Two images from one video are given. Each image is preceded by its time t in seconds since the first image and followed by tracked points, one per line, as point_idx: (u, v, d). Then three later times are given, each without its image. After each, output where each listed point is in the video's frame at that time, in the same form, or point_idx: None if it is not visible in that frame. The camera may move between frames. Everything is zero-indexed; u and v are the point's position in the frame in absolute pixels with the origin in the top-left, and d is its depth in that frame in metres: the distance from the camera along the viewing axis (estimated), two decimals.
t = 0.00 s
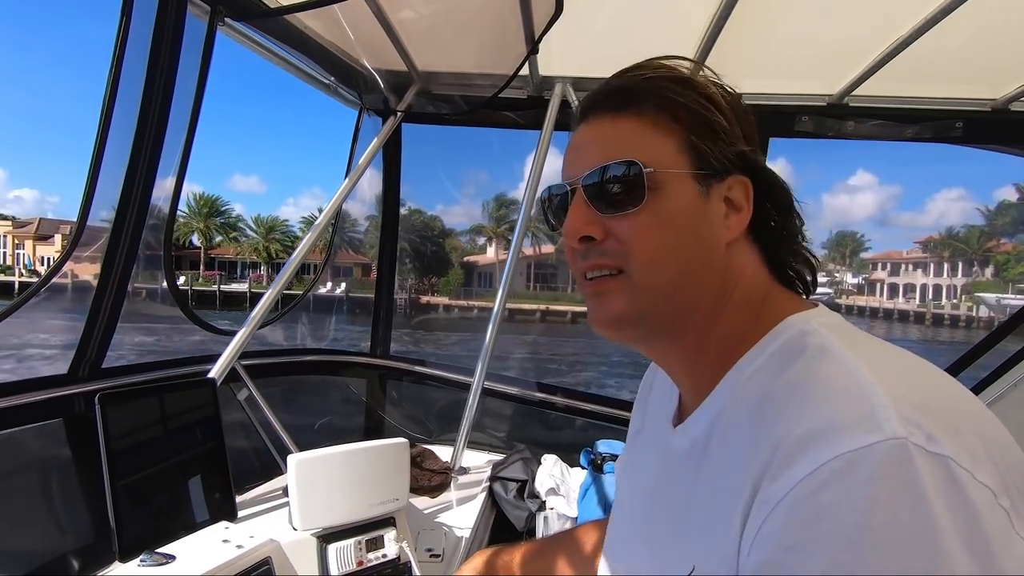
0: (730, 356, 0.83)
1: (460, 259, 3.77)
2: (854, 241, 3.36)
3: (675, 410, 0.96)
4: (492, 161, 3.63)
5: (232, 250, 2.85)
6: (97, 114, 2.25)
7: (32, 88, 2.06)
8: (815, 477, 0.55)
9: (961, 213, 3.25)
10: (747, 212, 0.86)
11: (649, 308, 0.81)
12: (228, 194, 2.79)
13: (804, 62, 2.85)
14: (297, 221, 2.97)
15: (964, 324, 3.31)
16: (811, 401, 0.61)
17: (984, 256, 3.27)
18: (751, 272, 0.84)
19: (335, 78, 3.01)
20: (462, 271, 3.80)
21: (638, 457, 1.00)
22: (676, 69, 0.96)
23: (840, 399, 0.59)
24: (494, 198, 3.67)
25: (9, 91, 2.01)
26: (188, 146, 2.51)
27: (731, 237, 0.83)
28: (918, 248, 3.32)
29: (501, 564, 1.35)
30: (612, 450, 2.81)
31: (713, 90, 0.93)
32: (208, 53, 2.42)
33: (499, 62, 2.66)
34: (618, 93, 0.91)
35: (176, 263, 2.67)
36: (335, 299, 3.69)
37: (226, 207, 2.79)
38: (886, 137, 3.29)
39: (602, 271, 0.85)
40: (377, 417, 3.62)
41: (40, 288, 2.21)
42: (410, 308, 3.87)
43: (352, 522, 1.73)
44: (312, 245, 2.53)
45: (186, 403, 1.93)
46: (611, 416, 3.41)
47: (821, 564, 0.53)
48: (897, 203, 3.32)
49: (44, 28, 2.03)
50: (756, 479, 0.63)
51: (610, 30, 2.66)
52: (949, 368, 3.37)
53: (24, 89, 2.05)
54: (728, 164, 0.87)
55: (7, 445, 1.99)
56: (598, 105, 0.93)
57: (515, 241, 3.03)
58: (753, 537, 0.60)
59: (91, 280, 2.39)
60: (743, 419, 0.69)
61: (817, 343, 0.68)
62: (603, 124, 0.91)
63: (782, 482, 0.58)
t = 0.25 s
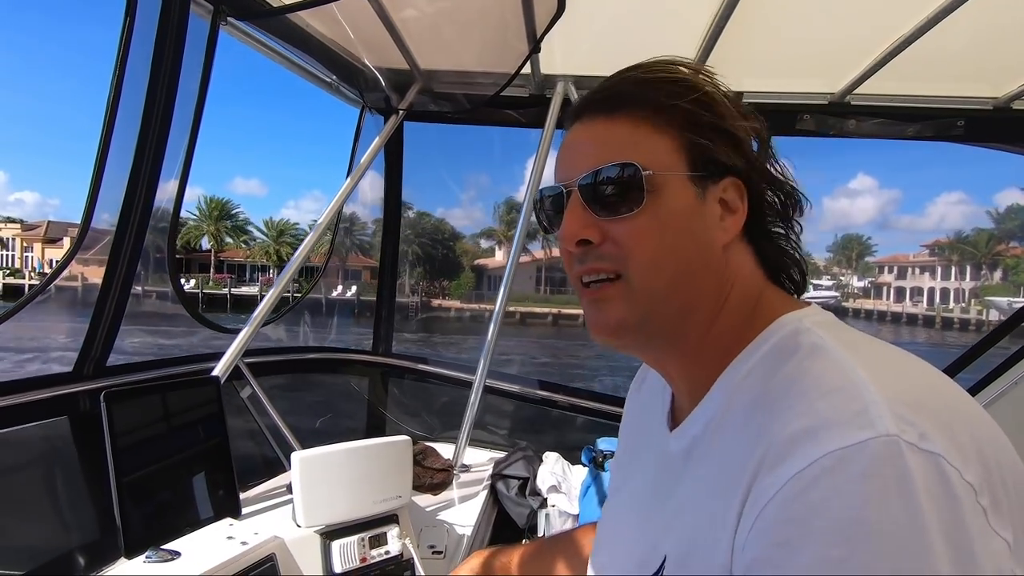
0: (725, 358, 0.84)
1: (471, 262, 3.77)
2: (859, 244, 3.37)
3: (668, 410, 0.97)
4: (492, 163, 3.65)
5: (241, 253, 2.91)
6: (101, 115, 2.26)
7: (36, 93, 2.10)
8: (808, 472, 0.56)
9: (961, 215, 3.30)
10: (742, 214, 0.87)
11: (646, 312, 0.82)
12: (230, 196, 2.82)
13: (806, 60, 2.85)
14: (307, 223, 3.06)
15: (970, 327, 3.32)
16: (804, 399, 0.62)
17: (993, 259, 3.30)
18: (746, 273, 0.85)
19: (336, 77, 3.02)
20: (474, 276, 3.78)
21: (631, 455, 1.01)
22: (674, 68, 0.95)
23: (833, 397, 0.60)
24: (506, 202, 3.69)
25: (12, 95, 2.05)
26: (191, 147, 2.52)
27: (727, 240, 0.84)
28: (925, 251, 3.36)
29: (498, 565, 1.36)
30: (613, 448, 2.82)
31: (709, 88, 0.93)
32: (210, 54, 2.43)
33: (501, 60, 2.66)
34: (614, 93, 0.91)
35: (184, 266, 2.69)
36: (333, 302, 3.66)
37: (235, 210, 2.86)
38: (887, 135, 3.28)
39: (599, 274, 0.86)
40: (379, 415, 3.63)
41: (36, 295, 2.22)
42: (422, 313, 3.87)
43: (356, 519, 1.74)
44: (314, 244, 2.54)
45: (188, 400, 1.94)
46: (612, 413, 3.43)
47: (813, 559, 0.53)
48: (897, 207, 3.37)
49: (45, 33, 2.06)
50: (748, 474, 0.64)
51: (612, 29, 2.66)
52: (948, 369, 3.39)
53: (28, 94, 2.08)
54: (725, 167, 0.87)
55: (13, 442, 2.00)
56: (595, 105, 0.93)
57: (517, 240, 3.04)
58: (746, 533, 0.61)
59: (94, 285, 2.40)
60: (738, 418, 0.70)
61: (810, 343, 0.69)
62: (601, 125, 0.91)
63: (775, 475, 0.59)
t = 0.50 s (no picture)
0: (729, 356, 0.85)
1: (481, 266, 3.78)
2: (865, 248, 3.37)
3: (667, 408, 0.98)
4: (490, 165, 3.66)
5: (252, 257, 2.93)
6: (104, 117, 2.28)
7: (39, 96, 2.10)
8: (813, 468, 0.56)
9: (960, 218, 3.30)
10: (745, 214, 0.88)
11: (654, 309, 0.83)
12: (234, 198, 2.85)
13: (805, 61, 2.86)
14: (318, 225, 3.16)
15: (976, 331, 3.33)
16: (809, 397, 0.63)
17: (1001, 262, 3.31)
18: (749, 272, 0.86)
19: (335, 77, 3.02)
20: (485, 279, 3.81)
21: (630, 454, 1.02)
22: (685, 69, 0.95)
23: (838, 395, 0.60)
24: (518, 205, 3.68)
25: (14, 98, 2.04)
26: (191, 149, 2.53)
27: (731, 240, 0.85)
28: (931, 255, 3.38)
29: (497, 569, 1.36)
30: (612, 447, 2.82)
31: (716, 89, 0.94)
32: (211, 56, 2.44)
33: (501, 60, 2.67)
34: (620, 92, 0.91)
35: (187, 269, 2.73)
36: (335, 304, 3.68)
37: (244, 214, 2.91)
38: (884, 135, 3.31)
39: (606, 273, 0.87)
40: (379, 415, 3.64)
41: (38, 295, 2.22)
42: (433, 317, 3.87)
43: (356, 518, 1.75)
44: (312, 247, 2.54)
45: (188, 400, 1.94)
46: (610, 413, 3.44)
47: (819, 555, 0.53)
48: (896, 210, 3.38)
49: (48, 36, 2.06)
50: (755, 472, 0.64)
51: (611, 29, 2.67)
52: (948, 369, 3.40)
53: (31, 97, 2.08)
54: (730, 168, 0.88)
55: (15, 442, 2.01)
56: (602, 103, 0.93)
57: (517, 241, 3.05)
58: (751, 531, 0.61)
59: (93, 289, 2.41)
60: (743, 416, 0.71)
61: (813, 342, 0.69)
62: (609, 124, 0.91)
63: (782, 473, 0.59)
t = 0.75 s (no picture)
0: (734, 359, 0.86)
1: (494, 269, 3.79)
2: (874, 250, 3.40)
3: (674, 410, 0.98)
4: (492, 167, 3.67)
5: (264, 259, 2.99)
6: (109, 119, 2.30)
7: (46, 98, 2.13)
8: (812, 459, 0.57)
9: (963, 221, 3.32)
10: (753, 218, 0.88)
11: (659, 310, 0.84)
12: (239, 202, 2.89)
13: (807, 63, 2.86)
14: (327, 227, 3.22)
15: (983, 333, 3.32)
16: (811, 393, 0.63)
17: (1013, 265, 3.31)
18: (755, 276, 0.86)
19: (338, 80, 3.03)
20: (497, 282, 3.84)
21: (635, 454, 1.02)
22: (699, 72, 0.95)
23: (838, 389, 0.61)
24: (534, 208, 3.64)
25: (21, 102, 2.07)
26: (197, 147, 2.55)
27: (737, 243, 0.86)
28: (941, 257, 3.40)
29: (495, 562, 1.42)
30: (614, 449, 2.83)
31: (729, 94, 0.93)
32: (216, 58, 2.45)
33: (503, 63, 2.67)
34: (632, 94, 0.91)
35: (187, 273, 2.74)
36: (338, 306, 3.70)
37: (256, 218, 2.97)
38: (887, 136, 3.31)
39: (612, 274, 0.88)
40: (381, 416, 3.65)
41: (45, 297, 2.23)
42: (448, 318, 3.83)
43: (360, 519, 1.76)
44: (315, 252, 2.57)
45: (193, 402, 1.95)
46: (611, 414, 3.43)
47: (815, 543, 0.54)
48: (899, 211, 3.40)
49: (53, 40, 2.08)
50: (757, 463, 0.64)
51: (612, 32, 2.68)
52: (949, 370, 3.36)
53: (37, 99, 2.11)
54: (738, 172, 0.88)
55: (20, 443, 2.02)
56: (614, 105, 0.93)
57: (518, 242, 3.05)
58: (751, 521, 0.61)
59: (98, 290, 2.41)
60: (746, 413, 0.71)
61: (817, 341, 0.70)
62: (621, 125, 0.91)
63: (781, 464, 0.60)
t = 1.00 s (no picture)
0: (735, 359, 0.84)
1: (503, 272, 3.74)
2: (877, 252, 3.42)
3: (679, 410, 0.97)
4: (490, 170, 3.68)
5: (272, 262, 3.07)
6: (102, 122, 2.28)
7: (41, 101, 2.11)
8: (812, 451, 0.55)
9: (962, 222, 3.35)
10: (756, 216, 0.86)
11: (658, 310, 0.83)
12: (236, 204, 2.94)
13: (805, 64, 2.85)
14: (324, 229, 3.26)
15: (982, 333, 3.33)
16: (811, 387, 0.62)
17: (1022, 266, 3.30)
18: (757, 274, 0.85)
19: (335, 82, 3.02)
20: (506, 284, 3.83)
21: (639, 454, 1.02)
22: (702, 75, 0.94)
23: (838, 383, 0.60)
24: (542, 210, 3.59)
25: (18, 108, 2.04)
26: (190, 157, 2.54)
27: (738, 241, 0.84)
28: (945, 258, 3.41)
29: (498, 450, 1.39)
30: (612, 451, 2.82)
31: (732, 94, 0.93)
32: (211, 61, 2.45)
33: (500, 65, 2.67)
34: (633, 96, 0.91)
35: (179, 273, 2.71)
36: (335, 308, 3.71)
37: (262, 219, 3.07)
38: (885, 138, 3.30)
39: (611, 274, 0.87)
40: (378, 419, 3.63)
41: (37, 300, 2.20)
42: (457, 320, 3.84)
43: (356, 524, 1.74)
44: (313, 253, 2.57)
45: (187, 406, 1.94)
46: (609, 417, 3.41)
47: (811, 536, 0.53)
48: (897, 212, 3.43)
49: (47, 41, 2.06)
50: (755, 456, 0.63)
51: (609, 33, 2.67)
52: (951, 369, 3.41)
53: (33, 102, 2.09)
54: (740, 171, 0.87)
55: (12, 448, 2.00)
56: (615, 108, 0.93)
57: (516, 243, 3.06)
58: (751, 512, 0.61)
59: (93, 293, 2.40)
60: (745, 409, 0.70)
61: (819, 338, 0.69)
62: (622, 126, 0.91)
63: (781, 455, 0.59)
